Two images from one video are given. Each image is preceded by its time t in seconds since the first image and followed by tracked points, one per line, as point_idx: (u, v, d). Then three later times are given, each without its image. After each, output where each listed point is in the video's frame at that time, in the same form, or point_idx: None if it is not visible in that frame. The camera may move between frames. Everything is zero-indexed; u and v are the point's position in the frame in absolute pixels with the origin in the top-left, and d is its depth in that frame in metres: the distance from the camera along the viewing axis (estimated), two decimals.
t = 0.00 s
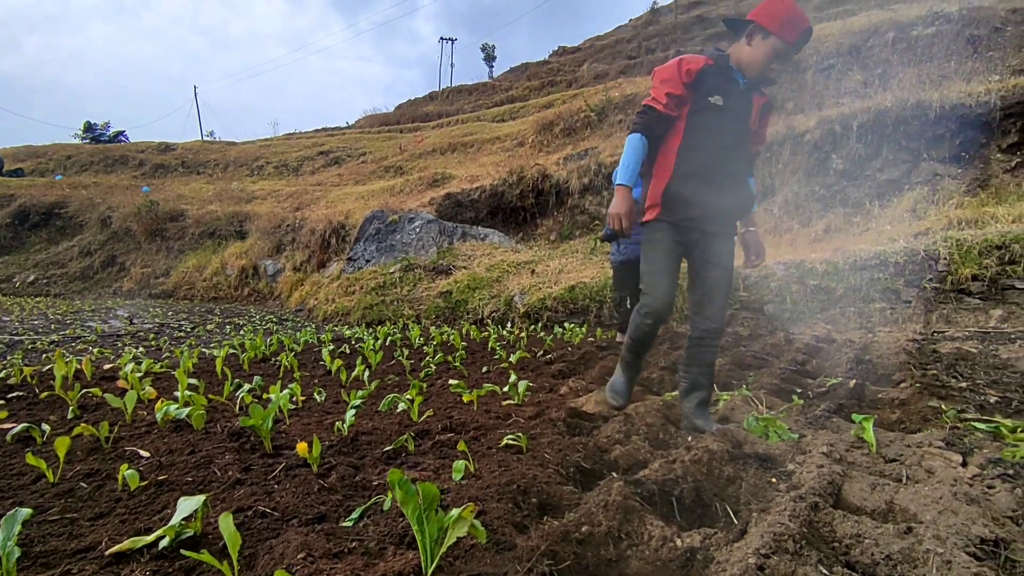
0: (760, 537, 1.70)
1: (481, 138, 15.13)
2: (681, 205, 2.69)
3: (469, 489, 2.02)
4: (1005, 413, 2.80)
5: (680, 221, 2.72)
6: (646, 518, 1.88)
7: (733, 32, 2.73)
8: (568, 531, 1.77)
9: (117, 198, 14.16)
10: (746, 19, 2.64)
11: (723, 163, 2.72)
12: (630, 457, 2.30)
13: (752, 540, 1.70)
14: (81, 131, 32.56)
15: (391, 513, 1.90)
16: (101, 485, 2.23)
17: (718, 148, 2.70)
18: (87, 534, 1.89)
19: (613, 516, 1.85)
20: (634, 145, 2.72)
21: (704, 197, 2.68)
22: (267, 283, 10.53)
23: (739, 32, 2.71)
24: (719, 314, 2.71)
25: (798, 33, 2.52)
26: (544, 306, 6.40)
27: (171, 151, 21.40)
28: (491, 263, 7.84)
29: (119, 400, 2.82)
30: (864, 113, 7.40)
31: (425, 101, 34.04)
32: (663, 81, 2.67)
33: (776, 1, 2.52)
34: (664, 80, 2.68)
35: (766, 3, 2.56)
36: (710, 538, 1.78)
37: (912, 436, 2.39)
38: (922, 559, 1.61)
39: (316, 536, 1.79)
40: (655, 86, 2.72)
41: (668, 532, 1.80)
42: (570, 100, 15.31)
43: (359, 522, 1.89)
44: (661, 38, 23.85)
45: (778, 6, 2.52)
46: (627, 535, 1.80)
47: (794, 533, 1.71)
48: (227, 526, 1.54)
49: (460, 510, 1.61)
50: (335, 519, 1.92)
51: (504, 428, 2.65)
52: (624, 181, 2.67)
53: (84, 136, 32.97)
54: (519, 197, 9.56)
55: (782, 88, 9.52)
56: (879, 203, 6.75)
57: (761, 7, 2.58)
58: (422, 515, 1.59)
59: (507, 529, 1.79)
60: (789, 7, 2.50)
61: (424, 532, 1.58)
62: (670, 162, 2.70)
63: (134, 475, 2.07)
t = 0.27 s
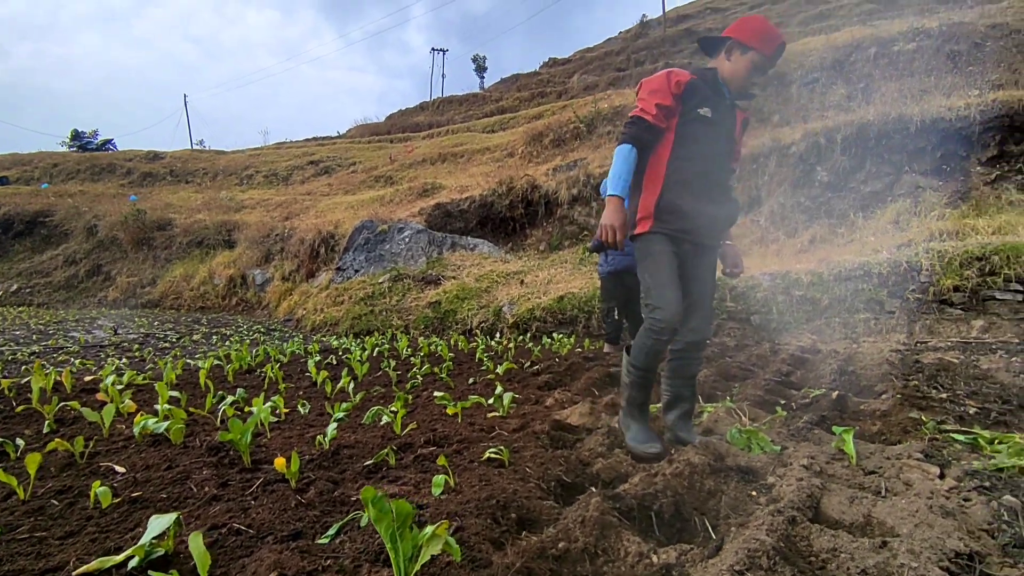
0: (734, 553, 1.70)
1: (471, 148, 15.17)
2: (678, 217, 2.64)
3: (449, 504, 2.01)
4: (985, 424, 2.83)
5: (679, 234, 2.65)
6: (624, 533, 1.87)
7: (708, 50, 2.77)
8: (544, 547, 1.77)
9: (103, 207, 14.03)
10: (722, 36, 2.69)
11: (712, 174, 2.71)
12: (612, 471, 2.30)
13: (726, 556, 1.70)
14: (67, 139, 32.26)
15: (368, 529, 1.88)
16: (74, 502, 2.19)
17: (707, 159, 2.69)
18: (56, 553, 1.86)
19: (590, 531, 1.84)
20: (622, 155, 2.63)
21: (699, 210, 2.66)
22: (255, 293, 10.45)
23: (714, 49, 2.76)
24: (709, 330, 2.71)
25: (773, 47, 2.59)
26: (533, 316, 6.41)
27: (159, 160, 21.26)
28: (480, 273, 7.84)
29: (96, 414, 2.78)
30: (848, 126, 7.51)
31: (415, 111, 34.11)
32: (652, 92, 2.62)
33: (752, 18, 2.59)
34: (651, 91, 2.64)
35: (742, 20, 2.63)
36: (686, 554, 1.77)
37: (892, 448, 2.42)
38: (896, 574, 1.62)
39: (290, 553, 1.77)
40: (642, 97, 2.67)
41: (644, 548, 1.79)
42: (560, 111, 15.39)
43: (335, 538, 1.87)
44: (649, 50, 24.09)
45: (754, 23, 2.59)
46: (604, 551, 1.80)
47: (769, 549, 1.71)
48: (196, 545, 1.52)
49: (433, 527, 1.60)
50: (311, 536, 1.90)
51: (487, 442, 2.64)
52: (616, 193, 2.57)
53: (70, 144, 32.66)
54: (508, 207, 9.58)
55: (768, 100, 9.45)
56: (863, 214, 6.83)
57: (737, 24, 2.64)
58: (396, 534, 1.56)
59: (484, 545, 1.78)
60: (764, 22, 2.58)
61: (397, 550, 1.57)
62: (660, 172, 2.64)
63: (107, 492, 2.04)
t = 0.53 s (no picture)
0: (706, 567, 1.70)
1: (459, 157, 15.20)
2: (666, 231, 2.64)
3: (425, 519, 2.00)
4: (961, 434, 2.87)
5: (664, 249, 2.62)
6: (599, 547, 1.86)
7: (661, 62, 2.73)
8: (518, 562, 1.76)
9: (86, 215, 13.85)
10: (678, 48, 2.67)
11: (691, 186, 2.75)
12: (592, 483, 2.30)
13: (699, 570, 1.69)
14: (50, 146, 31.84)
15: (342, 545, 1.86)
16: (40, 519, 2.15)
17: (689, 171, 2.71)
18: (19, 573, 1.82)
19: (564, 546, 1.83)
20: (622, 168, 2.51)
21: (684, 224, 2.68)
22: (241, 302, 10.35)
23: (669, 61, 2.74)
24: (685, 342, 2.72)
25: (732, 60, 2.64)
26: (519, 326, 6.41)
27: (143, 168, 21.05)
28: (466, 282, 7.84)
29: (67, 428, 2.73)
30: (829, 139, 7.63)
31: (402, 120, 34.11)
32: (638, 105, 2.55)
33: (710, 32, 2.61)
34: (635, 104, 2.56)
35: (698, 33, 2.65)
36: (659, 569, 1.77)
37: (869, 458, 2.44)
38: None
39: (260, 572, 1.74)
40: (626, 108, 2.58)
41: (619, 563, 1.78)
42: (547, 121, 15.47)
43: (307, 555, 1.84)
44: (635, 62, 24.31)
45: (713, 37, 2.62)
46: (578, 566, 1.78)
47: (742, 562, 1.70)
48: (160, 565, 1.49)
49: (404, 543, 1.61)
50: (283, 553, 1.88)
51: (467, 454, 2.63)
52: (634, 206, 2.44)
53: (53, 151, 32.23)
54: (496, 217, 9.60)
55: (751, 113, 9.65)
56: (844, 225, 6.92)
57: (694, 36, 2.65)
58: (367, 551, 1.56)
59: (457, 562, 1.77)
60: (721, 37, 2.61)
61: (368, 566, 1.57)
62: (649, 186, 2.61)
63: (73, 510, 2.00)
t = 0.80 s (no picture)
0: None
1: (445, 166, 15.19)
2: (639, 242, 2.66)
3: (397, 533, 1.98)
4: (935, 442, 2.90)
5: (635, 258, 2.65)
6: (571, 561, 1.84)
7: (622, 68, 2.73)
8: None
9: (65, 222, 13.63)
10: (639, 54, 2.69)
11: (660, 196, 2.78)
12: (569, 494, 2.30)
13: None
14: (29, 152, 31.34)
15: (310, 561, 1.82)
16: None
17: (658, 180, 2.73)
18: None
19: (536, 560, 1.81)
20: (601, 183, 2.47)
21: (655, 233, 2.71)
22: (223, 311, 10.22)
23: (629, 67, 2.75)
24: (655, 346, 2.77)
25: (692, 68, 2.70)
26: (503, 334, 6.40)
27: (124, 174, 20.78)
28: (451, 291, 7.82)
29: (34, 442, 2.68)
30: (808, 150, 7.75)
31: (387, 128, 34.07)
32: (613, 116, 2.52)
33: (671, 40, 2.65)
34: (609, 114, 2.52)
35: (658, 41, 2.68)
36: None
37: (844, 467, 2.46)
38: None
39: None
40: (600, 119, 2.53)
41: None
42: (532, 130, 15.52)
43: (275, 572, 1.80)
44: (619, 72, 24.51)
45: (673, 45, 2.67)
46: None
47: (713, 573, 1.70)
48: None
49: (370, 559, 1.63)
50: (250, 569, 1.85)
51: (445, 465, 2.62)
52: (619, 224, 2.41)
53: (31, 158, 31.72)
54: (480, 226, 9.59)
55: (733, 124, 9.72)
56: (824, 234, 7.02)
57: (655, 44, 2.68)
58: (332, 567, 1.57)
59: None
60: (682, 45, 2.67)
61: None
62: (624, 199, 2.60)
63: (33, 528, 1.96)
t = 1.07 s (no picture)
0: None
1: (429, 173, 15.15)
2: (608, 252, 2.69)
3: (369, 544, 1.97)
4: (909, 446, 2.94)
5: (605, 269, 2.66)
6: (543, 570, 1.84)
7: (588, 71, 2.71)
8: None
9: (39, 228, 13.35)
10: (604, 57, 2.69)
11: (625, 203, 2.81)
12: (547, 502, 2.29)
13: None
14: (4, 156, 30.71)
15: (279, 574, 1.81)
16: None
17: (625, 189, 2.75)
18: None
19: (508, 569, 1.81)
20: (574, 202, 2.45)
21: (622, 242, 2.75)
22: (202, 318, 10.07)
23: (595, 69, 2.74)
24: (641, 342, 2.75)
25: (656, 72, 2.74)
26: (486, 342, 6.38)
27: (101, 179, 20.44)
28: (434, 298, 7.78)
29: None
30: (787, 159, 7.86)
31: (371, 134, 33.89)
32: (588, 132, 2.50)
33: (637, 43, 2.67)
34: (584, 130, 2.50)
35: (624, 44, 2.69)
36: None
37: (820, 472, 2.49)
38: None
39: None
40: (575, 134, 2.50)
41: None
42: (515, 138, 15.55)
43: None
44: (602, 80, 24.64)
45: (638, 48, 2.68)
46: None
47: None
48: None
49: None
50: None
51: (422, 474, 2.60)
52: (584, 248, 2.43)
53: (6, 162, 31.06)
54: (464, 233, 9.57)
55: (714, 133, 9.83)
56: (802, 241, 7.11)
57: (620, 47, 2.68)
58: None
59: None
60: (647, 49, 2.69)
61: None
62: (593, 213, 2.61)
63: None
